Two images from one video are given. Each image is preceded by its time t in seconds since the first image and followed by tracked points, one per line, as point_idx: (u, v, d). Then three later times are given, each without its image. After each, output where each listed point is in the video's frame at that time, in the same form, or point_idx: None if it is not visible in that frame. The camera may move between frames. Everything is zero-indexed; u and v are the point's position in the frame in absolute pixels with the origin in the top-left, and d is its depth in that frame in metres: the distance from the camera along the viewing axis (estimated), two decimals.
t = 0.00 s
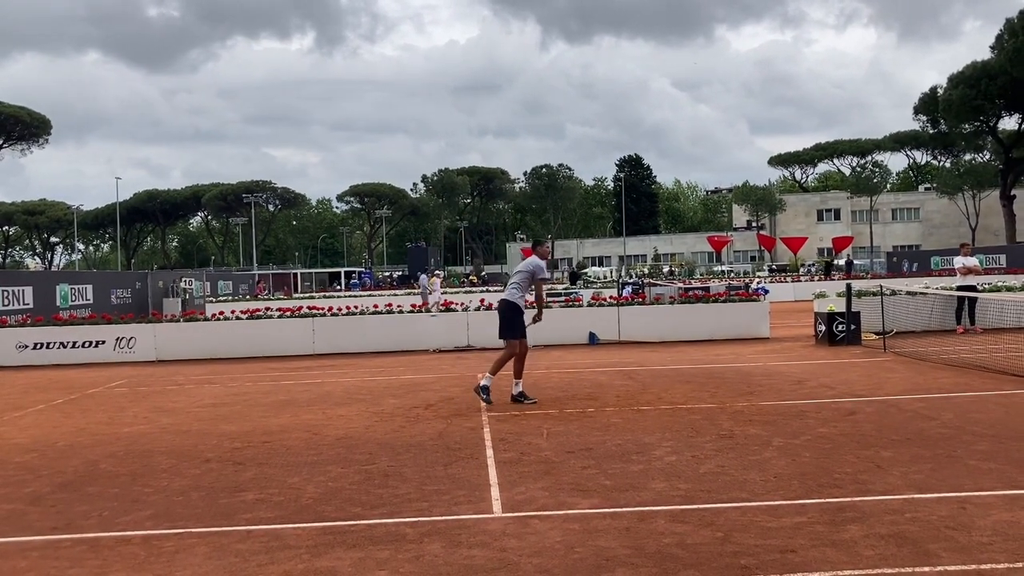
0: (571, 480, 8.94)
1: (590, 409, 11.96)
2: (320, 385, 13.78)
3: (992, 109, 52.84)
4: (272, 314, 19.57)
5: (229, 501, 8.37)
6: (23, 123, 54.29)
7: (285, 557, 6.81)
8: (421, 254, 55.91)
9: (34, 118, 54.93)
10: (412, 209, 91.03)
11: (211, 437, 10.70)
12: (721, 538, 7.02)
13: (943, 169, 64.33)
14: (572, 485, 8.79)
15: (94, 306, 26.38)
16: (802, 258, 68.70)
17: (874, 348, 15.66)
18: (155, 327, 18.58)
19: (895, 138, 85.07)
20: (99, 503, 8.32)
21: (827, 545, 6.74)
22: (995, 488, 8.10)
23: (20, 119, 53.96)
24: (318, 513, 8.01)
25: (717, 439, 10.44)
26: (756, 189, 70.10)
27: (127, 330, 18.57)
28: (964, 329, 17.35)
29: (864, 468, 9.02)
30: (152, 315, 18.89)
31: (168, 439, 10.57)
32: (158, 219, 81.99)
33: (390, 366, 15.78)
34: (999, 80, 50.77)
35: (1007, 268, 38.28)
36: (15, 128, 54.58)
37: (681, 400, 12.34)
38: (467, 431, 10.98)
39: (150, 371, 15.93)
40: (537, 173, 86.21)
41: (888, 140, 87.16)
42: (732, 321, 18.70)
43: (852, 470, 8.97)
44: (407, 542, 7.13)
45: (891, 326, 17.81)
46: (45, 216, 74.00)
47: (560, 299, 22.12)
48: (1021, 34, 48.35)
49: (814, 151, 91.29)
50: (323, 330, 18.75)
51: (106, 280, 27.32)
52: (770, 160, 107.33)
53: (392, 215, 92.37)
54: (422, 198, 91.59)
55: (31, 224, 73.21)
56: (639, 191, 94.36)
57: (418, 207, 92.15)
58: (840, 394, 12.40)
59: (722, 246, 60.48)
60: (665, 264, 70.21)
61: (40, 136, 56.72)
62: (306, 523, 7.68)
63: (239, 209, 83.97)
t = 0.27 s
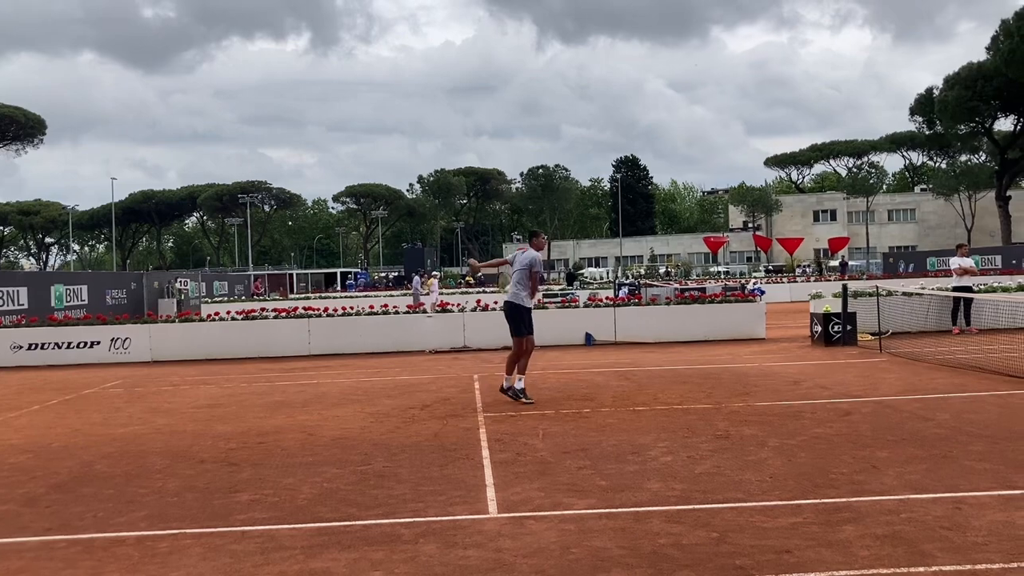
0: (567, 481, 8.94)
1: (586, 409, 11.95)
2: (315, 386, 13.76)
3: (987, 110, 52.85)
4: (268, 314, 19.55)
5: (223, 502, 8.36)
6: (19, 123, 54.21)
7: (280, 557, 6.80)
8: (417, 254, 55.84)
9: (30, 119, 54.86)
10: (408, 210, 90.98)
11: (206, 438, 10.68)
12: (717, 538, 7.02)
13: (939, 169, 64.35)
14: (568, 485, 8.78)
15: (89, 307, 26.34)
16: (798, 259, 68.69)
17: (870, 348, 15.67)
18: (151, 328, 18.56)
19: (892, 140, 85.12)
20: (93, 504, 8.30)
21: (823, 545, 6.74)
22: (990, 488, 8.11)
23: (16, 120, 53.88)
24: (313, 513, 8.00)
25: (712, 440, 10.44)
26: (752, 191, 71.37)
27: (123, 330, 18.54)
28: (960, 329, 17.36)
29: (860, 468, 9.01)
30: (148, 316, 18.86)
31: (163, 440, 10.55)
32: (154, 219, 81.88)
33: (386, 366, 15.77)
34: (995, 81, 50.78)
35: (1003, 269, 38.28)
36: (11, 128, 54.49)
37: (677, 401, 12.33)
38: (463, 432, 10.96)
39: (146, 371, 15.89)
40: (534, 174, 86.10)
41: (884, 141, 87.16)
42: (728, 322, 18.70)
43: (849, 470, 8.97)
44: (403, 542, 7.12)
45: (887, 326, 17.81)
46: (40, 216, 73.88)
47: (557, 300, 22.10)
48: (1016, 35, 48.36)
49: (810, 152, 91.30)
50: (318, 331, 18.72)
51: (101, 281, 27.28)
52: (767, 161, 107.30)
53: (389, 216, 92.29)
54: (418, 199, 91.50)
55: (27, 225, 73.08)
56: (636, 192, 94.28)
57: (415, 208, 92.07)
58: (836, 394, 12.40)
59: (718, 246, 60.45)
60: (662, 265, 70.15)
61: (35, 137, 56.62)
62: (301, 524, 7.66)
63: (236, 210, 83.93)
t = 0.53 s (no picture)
0: (562, 482, 8.95)
1: (581, 411, 11.97)
2: (311, 387, 13.75)
3: (981, 112, 52.95)
4: (264, 316, 19.54)
5: (218, 504, 8.36)
6: (14, 125, 54.12)
7: (275, 559, 6.80)
8: (413, 255, 55.80)
9: (26, 120, 54.76)
10: (404, 211, 90.95)
11: (201, 439, 10.68)
12: (712, 539, 7.03)
13: (934, 171, 64.47)
14: (563, 487, 8.79)
15: (85, 308, 26.31)
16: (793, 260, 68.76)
17: (865, 350, 15.70)
18: (146, 329, 18.55)
19: (887, 142, 85.28)
20: (87, 506, 8.29)
21: (817, 547, 6.76)
22: (984, 490, 8.14)
23: (11, 121, 53.79)
24: (307, 515, 8.00)
25: (707, 441, 10.47)
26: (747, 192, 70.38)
27: (118, 331, 18.52)
28: (955, 331, 17.41)
29: (855, 470, 9.03)
30: (143, 317, 18.84)
31: (158, 441, 10.54)
32: (149, 220, 81.75)
33: (382, 368, 15.77)
34: (989, 84, 50.92)
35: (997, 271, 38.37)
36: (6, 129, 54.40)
37: (672, 402, 12.35)
38: (458, 434, 10.97)
39: (141, 373, 15.87)
40: (530, 175, 86.07)
41: (880, 143, 87.31)
42: (723, 323, 18.73)
43: (843, 471, 9.00)
44: (398, 544, 7.12)
45: (882, 328, 17.86)
46: (36, 217, 73.76)
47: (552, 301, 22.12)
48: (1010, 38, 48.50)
49: (806, 154, 91.44)
50: (314, 332, 18.70)
51: (96, 282, 27.25)
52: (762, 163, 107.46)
53: (385, 217, 92.24)
54: (414, 200, 91.43)
55: (22, 226, 72.97)
56: (632, 194, 94.22)
57: (411, 209, 91.99)
58: (831, 396, 12.43)
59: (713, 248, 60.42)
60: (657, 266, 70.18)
61: (31, 137, 56.54)
62: (296, 526, 7.66)
63: (231, 211, 83.85)
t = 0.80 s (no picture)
0: (558, 484, 8.95)
1: (578, 412, 11.97)
2: (307, 389, 13.74)
3: (978, 115, 52.98)
4: (260, 317, 19.53)
5: (214, 505, 8.35)
6: (10, 126, 53.97)
7: (270, 561, 6.79)
8: (409, 257, 55.75)
9: (21, 121, 54.62)
10: (401, 213, 90.94)
11: (198, 440, 10.67)
12: (708, 541, 7.04)
13: (931, 173, 64.59)
14: (560, 488, 8.79)
15: (80, 309, 26.28)
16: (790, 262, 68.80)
17: (861, 352, 15.73)
18: (142, 330, 18.52)
19: (883, 144, 85.41)
20: (82, 507, 8.28)
21: (812, 549, 6.76)
22: (980, 492, 8.15)
23: (6, 122, 53.64)
24: (303, 517, 7.99)
25: (704, 443, 10.48)
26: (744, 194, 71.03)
27: (114, 332, 18.50)
28: (951, 333, 17.42)
29: (851, 472, 9.04)
30: (139, 318, 18.81)
31: (154, 443, 10.53)
32: (145, 221, 81.63)
33: (378, 370, 15.77)
34: (986, 87, 50.98)
35: (993, 273, 38.43)
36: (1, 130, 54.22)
37: (669, 404, 12.36)
38: (456, 435, 10.97)
39: (137, 374, 15.85)
40: (527, 177, 86.09)
41: (876, 145, 87.41)
42: (720, 325, 18.75)
43: (839, 473, 9.01)
44: (394, 546, 7.11)
45: (878, 330, 17.87)
46: (31, 218, 73.65)
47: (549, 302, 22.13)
48: (1006, 39, 48.58)
49: (802, 156, 91.57)
50: (310, 333, 18.68)
51: (92, 283, 27.21)
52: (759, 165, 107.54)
53: (382, 218, 92.18)
54: (411, 201, 91.40)
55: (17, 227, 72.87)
56: (628, 195, 94.26)
57: (408, 210, 91.96)
58: (827, 398, 12.44)
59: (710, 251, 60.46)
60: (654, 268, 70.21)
61: (27, 138, 56.42)
62: (292, 528, 7.65)
63: (227, 212, 83.82)
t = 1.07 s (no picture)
0: (554, 487, 8.95)
1: (574, 415, 11.97)
2: (302, 391, 13.71)
3: (972, 118, 53.10)
4: (255, 319, 19.50)
5: (208, 508, 8.33)
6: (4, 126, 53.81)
7: (264, 563, 6.78)
8: (405, 259, 55.70)
9: (16, 121, 54.46)
10: (397, 214, 90.91)
11: (192, 442, 10.65)
12: (703, 545, 7.03)
13: (925, 177, 64.72)
14: (555, 491, 8.79)
15: (75, 311, 26.23)
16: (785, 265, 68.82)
17: (856, 354, 15.76)
18: (137, 332, 18.47)
19: (879, 147, 85.57)
20: (76, 510, 8.26)
21: (808, 551, 6.77)
22: (974, 495, 8.17)
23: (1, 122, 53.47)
24: (297, 519, 7.98)
25: (699, 445, 10.48)
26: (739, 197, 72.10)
27: (109, 334, 18.46)
28: (946, 336, 17.45)
29: (846, 474, 9.05)
30: (134, 320, 18.76)
31: (148, 445, 10.49)
32: (141, 222, 81.46)
33: (374, 372, 15.76)
34: (980, 90, 51.10)
35: (988, 276, 38.53)
36: None
37: (664, 406, 12.37)
38: (451, 438, 10.96)
39: (132, 376, 15.80)
40: (523, 179, 86.11)
41: (871, 148, 87.56)
42: (715, 328, 18.76)
43: (834, 476, 9.02)
44: (388, 548, 7.11)
45: (873, 333, 17.89)
46: (26, 219, 73.48)
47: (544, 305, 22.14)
48: (1000, 43, 48.74)
49: (797, 159, 91.72)
50: (305, 336, 18.66)
51: (87, 284, 27.16)
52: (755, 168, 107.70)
53: (378, 220, 92.13)
54: (407, 203, 91.40)
55: (12, 228, 72.72)
56: (624, 198, 94.33)
57: (404, 212, 91.93)
58: (822, 400, 12.45)
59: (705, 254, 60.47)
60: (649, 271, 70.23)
61: (21, 139, 56.25)
62: (286, 531, 7.63)
63: (223, 213, 83.77)
